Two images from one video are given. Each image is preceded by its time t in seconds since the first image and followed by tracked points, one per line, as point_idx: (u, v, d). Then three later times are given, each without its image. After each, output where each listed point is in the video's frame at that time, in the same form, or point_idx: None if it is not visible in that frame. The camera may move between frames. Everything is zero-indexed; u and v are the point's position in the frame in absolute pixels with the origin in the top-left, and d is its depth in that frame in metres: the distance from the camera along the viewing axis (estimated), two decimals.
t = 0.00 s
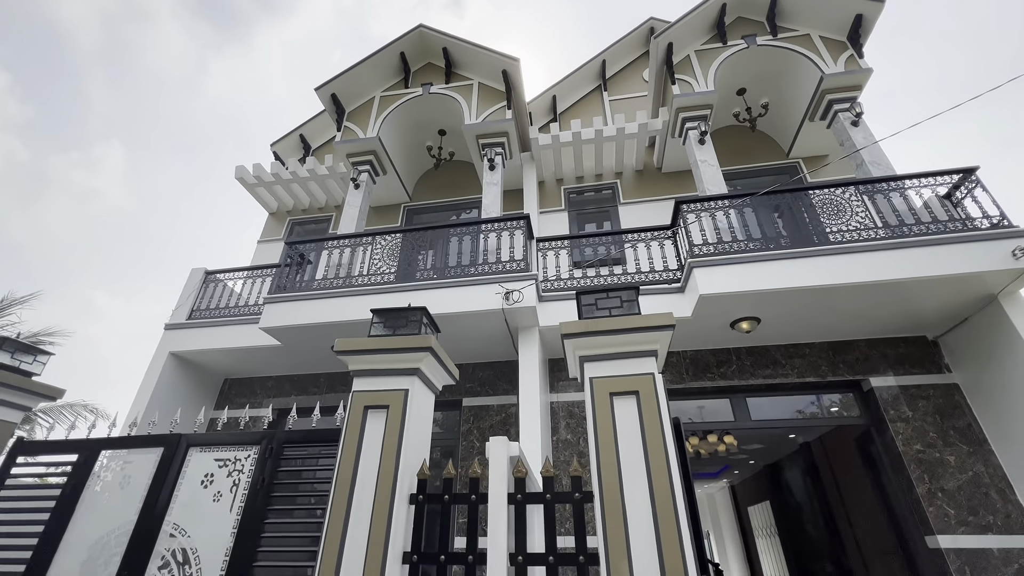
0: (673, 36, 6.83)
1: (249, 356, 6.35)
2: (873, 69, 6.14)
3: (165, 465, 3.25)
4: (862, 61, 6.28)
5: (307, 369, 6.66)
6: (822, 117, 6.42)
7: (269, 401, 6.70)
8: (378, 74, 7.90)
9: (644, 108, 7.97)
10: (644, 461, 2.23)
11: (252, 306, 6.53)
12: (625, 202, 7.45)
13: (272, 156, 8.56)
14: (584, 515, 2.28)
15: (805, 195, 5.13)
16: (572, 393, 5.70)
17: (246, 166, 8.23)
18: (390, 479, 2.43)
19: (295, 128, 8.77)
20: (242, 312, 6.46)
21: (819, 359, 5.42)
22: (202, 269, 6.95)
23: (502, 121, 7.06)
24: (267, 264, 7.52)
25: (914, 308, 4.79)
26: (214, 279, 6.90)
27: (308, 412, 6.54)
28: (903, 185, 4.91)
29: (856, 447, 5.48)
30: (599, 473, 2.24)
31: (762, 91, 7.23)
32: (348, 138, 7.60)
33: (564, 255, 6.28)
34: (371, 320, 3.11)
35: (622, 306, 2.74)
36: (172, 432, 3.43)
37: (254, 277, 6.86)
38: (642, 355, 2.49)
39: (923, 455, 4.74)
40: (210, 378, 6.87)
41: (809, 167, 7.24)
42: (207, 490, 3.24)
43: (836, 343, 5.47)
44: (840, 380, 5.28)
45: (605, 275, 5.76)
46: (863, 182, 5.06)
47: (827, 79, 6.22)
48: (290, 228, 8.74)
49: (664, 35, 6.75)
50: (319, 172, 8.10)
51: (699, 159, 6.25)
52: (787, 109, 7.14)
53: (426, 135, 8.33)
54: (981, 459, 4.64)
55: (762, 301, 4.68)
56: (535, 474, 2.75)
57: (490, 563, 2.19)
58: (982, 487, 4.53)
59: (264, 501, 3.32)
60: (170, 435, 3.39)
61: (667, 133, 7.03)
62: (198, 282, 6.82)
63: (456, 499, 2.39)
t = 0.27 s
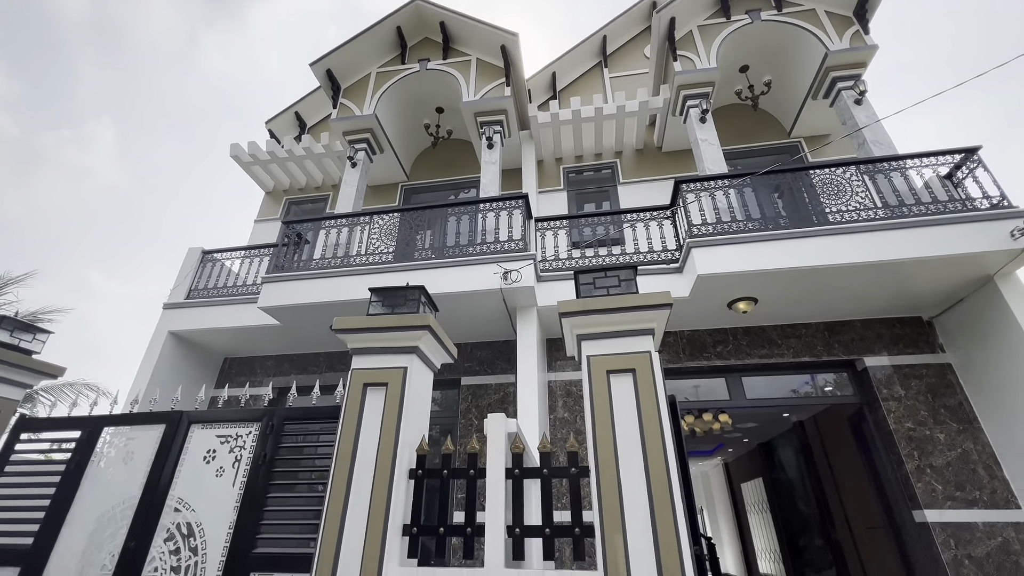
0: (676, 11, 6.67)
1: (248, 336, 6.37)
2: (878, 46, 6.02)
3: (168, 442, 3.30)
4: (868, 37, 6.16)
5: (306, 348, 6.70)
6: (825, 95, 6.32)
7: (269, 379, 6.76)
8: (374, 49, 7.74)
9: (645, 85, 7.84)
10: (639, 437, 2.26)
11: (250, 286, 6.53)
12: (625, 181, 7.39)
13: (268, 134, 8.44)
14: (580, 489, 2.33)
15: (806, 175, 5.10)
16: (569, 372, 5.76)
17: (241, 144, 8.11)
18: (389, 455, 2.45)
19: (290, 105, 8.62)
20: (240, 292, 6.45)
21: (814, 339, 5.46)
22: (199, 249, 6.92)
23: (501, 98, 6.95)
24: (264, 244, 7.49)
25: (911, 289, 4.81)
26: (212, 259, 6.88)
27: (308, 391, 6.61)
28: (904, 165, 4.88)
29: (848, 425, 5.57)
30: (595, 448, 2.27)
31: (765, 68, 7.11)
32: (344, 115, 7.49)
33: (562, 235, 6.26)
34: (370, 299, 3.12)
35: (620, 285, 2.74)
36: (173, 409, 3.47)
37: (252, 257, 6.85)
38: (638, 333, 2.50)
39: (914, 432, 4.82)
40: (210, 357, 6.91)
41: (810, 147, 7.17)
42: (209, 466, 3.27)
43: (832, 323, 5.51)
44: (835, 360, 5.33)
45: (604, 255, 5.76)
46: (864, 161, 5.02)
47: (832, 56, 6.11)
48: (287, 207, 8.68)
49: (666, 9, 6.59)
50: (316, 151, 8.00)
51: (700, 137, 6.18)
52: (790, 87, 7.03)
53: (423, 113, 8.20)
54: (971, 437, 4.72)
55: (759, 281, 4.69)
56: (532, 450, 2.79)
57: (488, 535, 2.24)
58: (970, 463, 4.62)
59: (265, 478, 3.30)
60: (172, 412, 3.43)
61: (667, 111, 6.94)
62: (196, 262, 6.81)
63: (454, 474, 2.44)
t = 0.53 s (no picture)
0: None
1: (244, 312, 6.37)
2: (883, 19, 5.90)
3: (167, 415, 3.33)
4: (872, 10, 6.02)
5: (303, 325, 6.72)
6: (827, 69, 6.22)
7: (266, 355, 6.79)
8: (367, 19, 7.52)
9: (644, 59, 7.69)
10: (631, 410, 2.29)
11: (245, 262, 6.50)
12: (623, 158, 7.31)
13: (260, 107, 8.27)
14: (572, 460, 2.37)
15: (805, 151, 5.06)
16: (565, 348, 5.81)
17: (233, 118, 7.95)
18: (385, 427, 2.48)
19: (282, 78, 8.42)
20: (235, 268, 6.43)
21: (808, 316, 5.50)
22: (192, 225, 6.86)
23: (498, 71, 6.80)
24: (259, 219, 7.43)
25: (905, 267, 4.83)
26: (206, 234, 6.82)
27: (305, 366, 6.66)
28: (903, 142, 4.84)
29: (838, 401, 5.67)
30: (587, 421, 2.30)
31: (767, 41, 6.97)
32: (337, 88, 7.33)
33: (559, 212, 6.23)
34: (365, 274, 3.11)
35: (615, 261, 2.74)
36: (171, 384, 3.49)
37: (246, 233, 6.80)
38: (632, 309, 2.51)
39: (902, 407, 4.91)
40: (207, 333, 6.93)
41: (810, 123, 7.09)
42: (208, 439, 3.31)
43: (826, 301, 5.55)
44: (828, 337, 5.39)
45: (600, 232, 5.74)
46: (863, 138, 4.98)
47: (835, 29, 5.98)
48: (281, 183, 8.58)
49: None
50: (309, 125, 7.85)
51: (699, 113, 6.10)
52: (792, 61, 6.90)
53: (418, 86, 8.05)
54: (957, 411, 4.82)
55: (755, 258, 4.70)
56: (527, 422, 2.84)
57: (482, 503, 2.30)
58: (954, 437, 4.72)
59: (263, 450, 3.33)
60: (169, 386, 3.44)
61: (667, 85, 6.82)
62: (189, 238, 6.75)
63: (450, 446, 2.48)
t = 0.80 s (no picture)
0: None
1: (237, 285, 6.33)
2: None
3: (162, 385, 3.34)
4: None
5: (297, 298, 6.71)
6: (830, 40, 6.08)
7: (261, 328, 6.79)
8: None
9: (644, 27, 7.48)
10: (624, 380, 2.31)
11: (237, 234, 6.43)
12: (620, 130, 7.20)
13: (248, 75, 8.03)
14: (565, 429, 2.41)
15: (804, 124, 5.00)
16: (559, 322, 5.85)
17: (220, 85, 7.72)
18: (381, 396, 2.49)
19: (270, 44, 8.15)
20: (228, 240, 6.36)
21: (801, 291, 5.54)
22: (182, 196, 6.75)
23: (493, 39, 6.61)
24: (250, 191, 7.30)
25: (899, 242, 4.84)
26: (196, 206, 6.71)
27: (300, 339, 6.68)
28: (904, 115, 4.79)
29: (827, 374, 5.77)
30: (581, 390, 2.33)
31: (770, 10, 6.79)
32: (328, 55, 7.11)
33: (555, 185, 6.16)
34: (358, 246, 3.07)
35: (611, 233, 2.72)
36: (165, 354, 3.50)
37: (238, 205, 6.70)
38: (627, 281, 2.51)
39: (889, 380, 5.01)
40: (200, 306, 6.91)
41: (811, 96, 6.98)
42: (204, 408, 3.33)
43: (819, 276, 5.58)
44: (819, 311, 5.45)
45: (596, 206, 5.70)
46: (864, 111, 4.92)
47: None
48: (272, 154, 8.41)
49: None
50: (299, 94, 7.64)
51: (699, 84, 5.98)
52: (795, 31, 6.74)
53: (411, 54, 7.83)
54: (942, 384, 4.92)
55: (751, 232, 4.69)
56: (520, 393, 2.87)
57: (477, 470, 2.34)
58: (938, 409, 4.83)
59: (260, 419, 3.38)
60: (163, 357, 3.44)
61: (667, 55, 6.66)
62: (180, 210, 6.65)
63: (445, 415, 2.51)
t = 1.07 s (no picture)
0: None
1: (228, 255, 6.26)
2: None
3: (155, 353, 3.34)
4: None
5: (289, 269, 6.66)
6: (833, 7, 5.94)
7: (253, 299, 6.76)
8: None
9: None
10: (616, 347, 2.34)
11: (226, 203, 6.32)
12: (617, 99, 7.06)
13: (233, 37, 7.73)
14: (557, 395, 2.45)
15: (803, 94, 4.93)
16: (552, 294, 5.87)
17: (204, 48, 7.42)
18: (374, 363, 2.51)
19: (255, 4, 7.82)
20: (217, 209, 6.25)
21: (792, 264, 5.58)
22: (168, 163, 6.58)
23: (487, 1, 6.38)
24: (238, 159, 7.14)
25: (891, 215, 4.86)
26: (183, 174, 6.57)
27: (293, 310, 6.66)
28: (903, 85, 4.73)
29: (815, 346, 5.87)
30: (572, 357, 2.35)
31: None
32: (316, 17, 6.84)
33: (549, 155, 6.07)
34: (350, 213, 3.03)
35: (605, 201, 2.70)
36: (156, 322, 3.48)
37: (226, 173, 6.56)
38: (620, 249, 2.51)
39: (874, 351, 5.11)
40: (191, 277, 6.84)
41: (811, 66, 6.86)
42: (198, 376, 3.34)
43: (811, 249, 5.60)
44: (810, 284, 5.51)
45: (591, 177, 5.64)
46: (863, 81, 4.85)
47: None
48: (260, 121, 8.19)
49: None
50: (287, 58, 7.39)
51: (698, 52, 5.84)
52: None
53: (402, 17, 7.59)
54: (925, 355, 5.03)
55: (745, 205, 4.68)
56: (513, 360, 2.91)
57: (469, 435, 2.38)
58: (920, 379, 4.95)
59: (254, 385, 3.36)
60: (154, 324, 3.42)
61: (666, 21, 6.48)
62: (166, 177, 6.50)
63: (438, 381, 2.54)
